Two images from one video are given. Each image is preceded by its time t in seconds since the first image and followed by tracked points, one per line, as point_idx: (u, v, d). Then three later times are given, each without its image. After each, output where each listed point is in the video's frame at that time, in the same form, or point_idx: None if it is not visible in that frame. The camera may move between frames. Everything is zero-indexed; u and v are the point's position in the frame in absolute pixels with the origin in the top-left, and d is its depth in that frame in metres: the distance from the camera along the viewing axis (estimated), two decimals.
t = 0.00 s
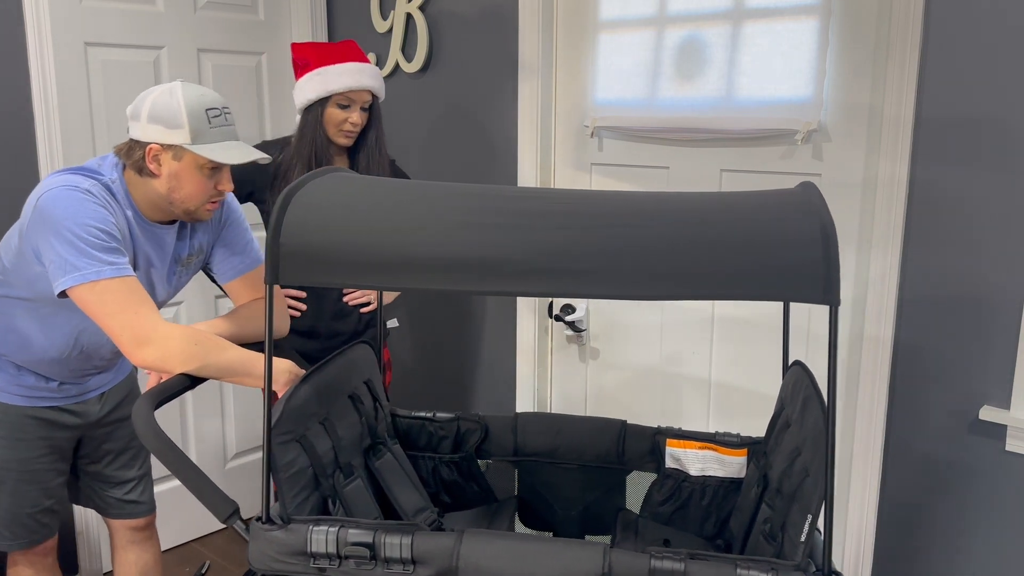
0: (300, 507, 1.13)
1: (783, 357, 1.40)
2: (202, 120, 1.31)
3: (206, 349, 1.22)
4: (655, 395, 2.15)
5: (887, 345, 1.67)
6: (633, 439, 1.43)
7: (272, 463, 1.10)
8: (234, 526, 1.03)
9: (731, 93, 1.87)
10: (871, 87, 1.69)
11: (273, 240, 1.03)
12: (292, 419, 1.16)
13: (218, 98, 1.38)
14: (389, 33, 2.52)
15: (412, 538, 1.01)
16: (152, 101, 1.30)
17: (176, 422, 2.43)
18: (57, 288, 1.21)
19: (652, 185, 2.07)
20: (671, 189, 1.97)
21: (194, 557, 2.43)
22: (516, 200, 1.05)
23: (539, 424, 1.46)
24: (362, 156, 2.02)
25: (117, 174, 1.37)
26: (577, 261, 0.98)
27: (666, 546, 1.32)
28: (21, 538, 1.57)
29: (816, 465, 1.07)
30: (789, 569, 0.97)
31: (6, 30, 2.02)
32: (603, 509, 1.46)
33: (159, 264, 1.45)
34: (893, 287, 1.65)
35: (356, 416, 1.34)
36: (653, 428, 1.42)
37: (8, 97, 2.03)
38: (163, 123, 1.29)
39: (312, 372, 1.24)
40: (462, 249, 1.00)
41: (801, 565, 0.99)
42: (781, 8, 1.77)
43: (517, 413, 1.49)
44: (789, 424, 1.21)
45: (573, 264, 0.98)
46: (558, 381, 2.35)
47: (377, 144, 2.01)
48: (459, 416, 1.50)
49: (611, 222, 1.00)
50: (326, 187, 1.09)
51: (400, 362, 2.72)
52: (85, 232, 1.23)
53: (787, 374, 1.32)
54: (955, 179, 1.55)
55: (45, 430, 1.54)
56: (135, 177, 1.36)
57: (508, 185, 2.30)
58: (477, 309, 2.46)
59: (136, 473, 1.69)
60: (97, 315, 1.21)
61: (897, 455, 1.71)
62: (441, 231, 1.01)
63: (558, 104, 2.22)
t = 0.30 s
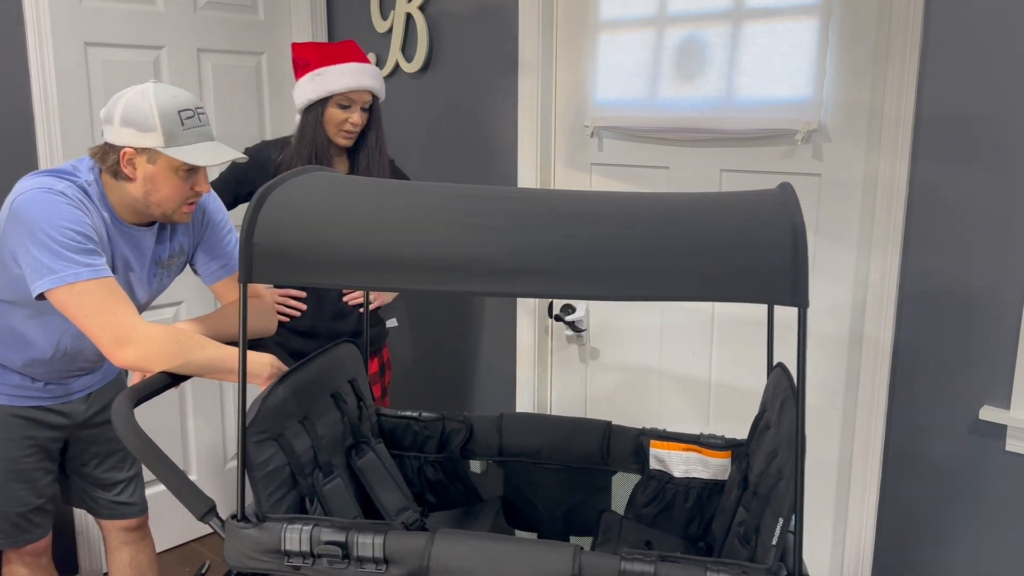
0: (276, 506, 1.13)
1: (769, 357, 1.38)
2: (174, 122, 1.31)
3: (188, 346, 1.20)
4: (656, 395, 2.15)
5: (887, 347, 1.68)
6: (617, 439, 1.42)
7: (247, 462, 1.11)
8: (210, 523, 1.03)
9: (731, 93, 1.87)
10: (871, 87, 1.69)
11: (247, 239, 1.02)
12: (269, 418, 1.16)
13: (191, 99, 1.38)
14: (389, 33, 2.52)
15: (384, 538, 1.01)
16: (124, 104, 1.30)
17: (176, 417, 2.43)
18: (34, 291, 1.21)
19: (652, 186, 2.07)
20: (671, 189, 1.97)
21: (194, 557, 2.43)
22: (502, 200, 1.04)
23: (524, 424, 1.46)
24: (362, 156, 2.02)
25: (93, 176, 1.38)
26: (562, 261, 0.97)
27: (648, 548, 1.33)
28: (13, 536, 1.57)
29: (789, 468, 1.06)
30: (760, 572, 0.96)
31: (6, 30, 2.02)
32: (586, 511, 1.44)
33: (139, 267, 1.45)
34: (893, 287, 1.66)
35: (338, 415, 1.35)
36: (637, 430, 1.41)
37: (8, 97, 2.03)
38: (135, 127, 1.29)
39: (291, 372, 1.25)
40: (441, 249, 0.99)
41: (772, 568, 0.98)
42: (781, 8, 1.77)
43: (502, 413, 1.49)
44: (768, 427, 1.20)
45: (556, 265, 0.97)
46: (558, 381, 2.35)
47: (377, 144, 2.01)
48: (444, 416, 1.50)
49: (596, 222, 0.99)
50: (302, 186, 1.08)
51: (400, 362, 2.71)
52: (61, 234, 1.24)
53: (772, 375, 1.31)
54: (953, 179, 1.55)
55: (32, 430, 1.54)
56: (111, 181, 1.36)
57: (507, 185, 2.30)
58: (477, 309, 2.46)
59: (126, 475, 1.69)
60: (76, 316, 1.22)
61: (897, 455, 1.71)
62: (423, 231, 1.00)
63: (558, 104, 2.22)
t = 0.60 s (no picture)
0: (254, 504, 1.14)
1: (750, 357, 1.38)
2: (163, 116, 1.31)
3: (171, 345, 1.21)
4: (656, 395, 2.15)
5: (887, 348, 1.68)
6: (600, 439, 1.41)
7: (225, 459, 1.12)
8: (189, 521, 1.04)
9: (731, 93, 1.87)
10: (871, 87, 1.69)
11: (223, 238, 1.02)
12: (248, 416, 1.17)
13: (179, 94, 1.38)
14: (389, 33, 2.52)
15: (360, 535, 1.01)
16: (112, 98, 1.30)
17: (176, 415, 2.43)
18: (18, 287, 1.22)
19: (652, 185, 2.07)
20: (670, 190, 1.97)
21: (193, 557, 2.43)
22: (492, 199, 1.04)
23: (507, 424, 1.45)
24: (362, 158, 2.02)
25: (80, 171, 1.38)
26: (550, 261, 0.97)
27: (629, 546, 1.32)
28: (9, 536, 1.57)
29: (761, 468, 1.06)
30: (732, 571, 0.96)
31: (6, 30, 2.02)
32: (568, 510, 1.45)
33: (126, 264, 1.45)
34: (893, 287, 1.66)
35: (320, 414, 1.34)
36: (619, 429, 1.41)
37: (8, 98, 2.03)
38: (124, 120, 1.29)
39: (271, 370, 1.25)
40: (426, 248, 0.99)
41: (744, 567, 0.98)
42: (781, 8, 1.77)
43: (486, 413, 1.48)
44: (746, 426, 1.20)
45: (543, 264, 0.97)
46: (558, 381, 2.35)
47: (377, 147, 2.02)
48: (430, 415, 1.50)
49: (585, 222, 0.99)
50: (281, 187, 1.09)
51: (399, 362, 2.71)
52: (44, 230, 1.24)
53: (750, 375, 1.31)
54: (952, 179, 1.56)
55: (25, 429, 1.54)
56: (99, 176, 1.36)
57: (507, 186, 2.31)
58: (477, 309, 2.46)
59: (122, 474, 1.69)
60: (59, 314, 1.22)
61: (897, 454, 1.71)
62: (410, 230, 1.00)
63: (558, 104, 2.22)
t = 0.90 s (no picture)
0: (238, 502, 1.14)
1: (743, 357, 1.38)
2: (157, 112, 1.31)
3: (156, 344, 1.20)
4: (657, 396, 2.15)
5: (887, 349, 1.68)
6: (586, 439, 1.41)
7: (208, 458, 1.12)
8: (173, 519, 1.04)
9: (731, 93, 1.87)
10: (871, 87, 1.69)
11: (206, 237, 1.02)
12: (233, 415, 1.17)
13: (172, 90, 1.38)
14: (389, 33, 2.52)
15: (342, 534, 1.01)
16: (106, 95, 1.29)
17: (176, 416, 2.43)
18: (10, 283, 1.22)
19: (651, 186, 2.07)
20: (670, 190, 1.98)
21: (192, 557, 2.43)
22: (488, 199, 1.03)
23: (493, 423, 1.45)
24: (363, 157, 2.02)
25: (75, 168, 1.38)
26: (545, 260, 0.97)
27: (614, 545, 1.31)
28: (7, 535, 1.57)
29: (741, 467, 1.05)
30: (712, 569, 0.96)
31: (6, 31, 2.02)
32: (555, 509, 1.44)
33: (122, 262, 1.45)
34: (892, 287, 1.66)
35: (306, 413, 1.35)
36: (604, 427, 1.40)
37: (8, 98, 2.03)
38: (118, 117, 1.28)
39: (256, 369, 1.24)
40: (417, 248, 0.99)
41: (724, 566, 0.99)
42: (781, 8, 1.77)
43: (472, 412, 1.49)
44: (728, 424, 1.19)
45: (534, 264, 0.97)
46: (558, 381, 2.35)
47: (377, 145, 2.02)
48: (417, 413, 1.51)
49: (578, 221, 0.98)
50: (263, 187, 1.08)
51: (399, 362, 2.71)
52: (38, 227, 1.24)
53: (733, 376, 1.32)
54: (952, 179, 1.56)
55: (23, 428, 1.54)
56: (95, 173, 1.37)
57: (507, 186, 2.31)
58: (477, 309, 2.46)
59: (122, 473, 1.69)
60: (49, 312, 1.22)
61: (897, 455, 1.71)
62: (406, 230, 1.00)
63: (558, 105, 2.22)
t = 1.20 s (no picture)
0: (236, 502, 1.14)
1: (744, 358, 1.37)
2: (155, 118, 1.30)
3: (155, 344, 1.20)
4: (657, 396, 2.15)
5: (887, 350, 1.68)
6: (584, 439, 1.40)
7: (206, 458, 1.12)
8: (171, 519, 1.04)
9: (731, 93, 1.87)
10: (871, 87, 1.69)
11: (204, 237, 1.02)
12: (231, 416, 1.17)
13: (176, 95, 1.37)
14: (389, 33, 2.52)
15: (341, 533, 1.01)
16: (106, 99, 1.29)
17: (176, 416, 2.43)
18: (11, 281, 1.22)
19: (651, 186, 2.07)
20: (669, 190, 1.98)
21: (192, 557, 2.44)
22: (488, 199, 1.03)
23: (492, 423, 1.45)
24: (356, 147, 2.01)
25: (79, 168, 1.38)
26: (545, 260, 0.97)
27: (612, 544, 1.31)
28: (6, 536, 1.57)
29: (739, 466, 1.05)
30: (710, 568, 0.96)
31: (6, 31, 2.02)
32: (554, 507, 1.44)
33: (123, 262, 1.45)
34: (892, 287, 1.66)
35: (304, 413, 1.35)
36: (602, 427, 1.40)
37: (8, 98, 2.03)
38: (117, 121, 1.29)
39: (254, 369, 1.24)
40: (417, 248, 0.99)
41: (722, 564, 0.98)
42: (781, 8, 1.77)
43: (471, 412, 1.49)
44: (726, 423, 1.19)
45: (533, 264, 0.97)
46: (558, 381, 2.35)
47: (368, 133, 2.00)
48: (416, 413, 1.51)
49: (577, 221, 0.98)
50: (262, 186, 1.08)
51: (399, 362, 2.71)
52: (41, 227, 1.25)
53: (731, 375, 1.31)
54: (951, 179, 1.56)
55: (23, 429, 1.54)
56: (95, 174, 1.37)
57: (507, 186, 2.31)
58: (477, 310, 2.46)
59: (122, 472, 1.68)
60: (49, 311, 1.22)
61: (897, 455, 1.71)
62: (405, 230, 1.00)
63: (558, 105, 2.22)
